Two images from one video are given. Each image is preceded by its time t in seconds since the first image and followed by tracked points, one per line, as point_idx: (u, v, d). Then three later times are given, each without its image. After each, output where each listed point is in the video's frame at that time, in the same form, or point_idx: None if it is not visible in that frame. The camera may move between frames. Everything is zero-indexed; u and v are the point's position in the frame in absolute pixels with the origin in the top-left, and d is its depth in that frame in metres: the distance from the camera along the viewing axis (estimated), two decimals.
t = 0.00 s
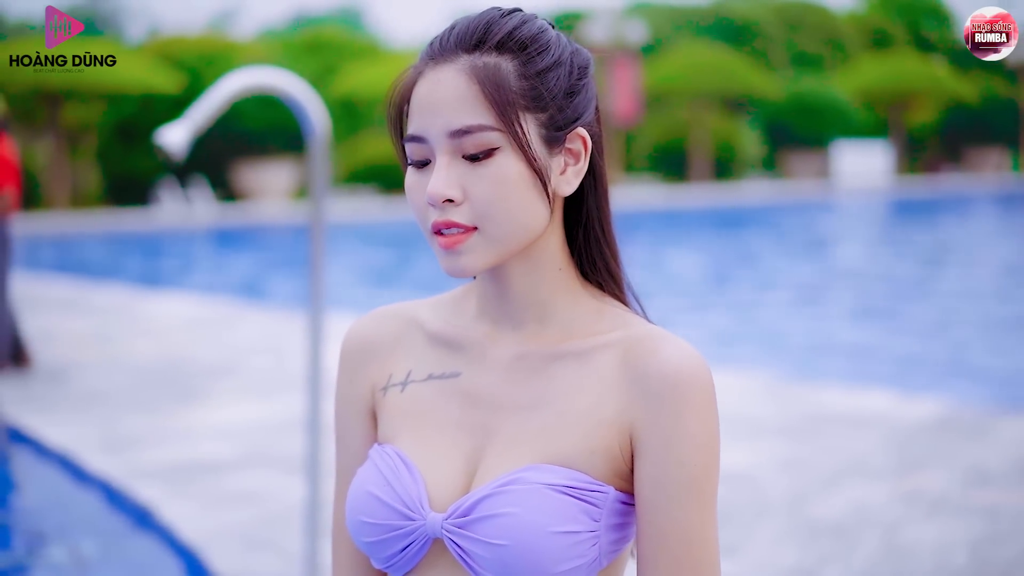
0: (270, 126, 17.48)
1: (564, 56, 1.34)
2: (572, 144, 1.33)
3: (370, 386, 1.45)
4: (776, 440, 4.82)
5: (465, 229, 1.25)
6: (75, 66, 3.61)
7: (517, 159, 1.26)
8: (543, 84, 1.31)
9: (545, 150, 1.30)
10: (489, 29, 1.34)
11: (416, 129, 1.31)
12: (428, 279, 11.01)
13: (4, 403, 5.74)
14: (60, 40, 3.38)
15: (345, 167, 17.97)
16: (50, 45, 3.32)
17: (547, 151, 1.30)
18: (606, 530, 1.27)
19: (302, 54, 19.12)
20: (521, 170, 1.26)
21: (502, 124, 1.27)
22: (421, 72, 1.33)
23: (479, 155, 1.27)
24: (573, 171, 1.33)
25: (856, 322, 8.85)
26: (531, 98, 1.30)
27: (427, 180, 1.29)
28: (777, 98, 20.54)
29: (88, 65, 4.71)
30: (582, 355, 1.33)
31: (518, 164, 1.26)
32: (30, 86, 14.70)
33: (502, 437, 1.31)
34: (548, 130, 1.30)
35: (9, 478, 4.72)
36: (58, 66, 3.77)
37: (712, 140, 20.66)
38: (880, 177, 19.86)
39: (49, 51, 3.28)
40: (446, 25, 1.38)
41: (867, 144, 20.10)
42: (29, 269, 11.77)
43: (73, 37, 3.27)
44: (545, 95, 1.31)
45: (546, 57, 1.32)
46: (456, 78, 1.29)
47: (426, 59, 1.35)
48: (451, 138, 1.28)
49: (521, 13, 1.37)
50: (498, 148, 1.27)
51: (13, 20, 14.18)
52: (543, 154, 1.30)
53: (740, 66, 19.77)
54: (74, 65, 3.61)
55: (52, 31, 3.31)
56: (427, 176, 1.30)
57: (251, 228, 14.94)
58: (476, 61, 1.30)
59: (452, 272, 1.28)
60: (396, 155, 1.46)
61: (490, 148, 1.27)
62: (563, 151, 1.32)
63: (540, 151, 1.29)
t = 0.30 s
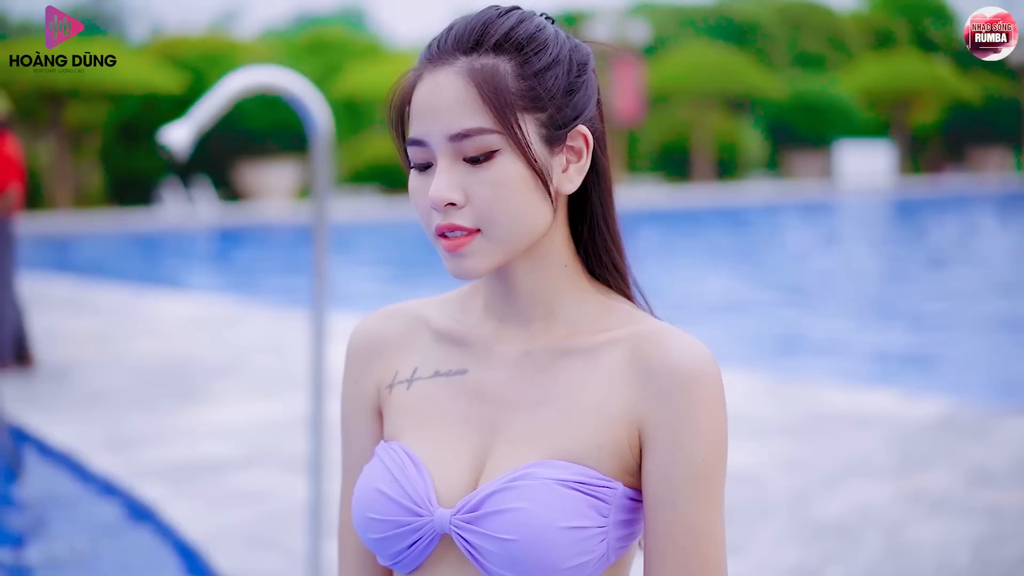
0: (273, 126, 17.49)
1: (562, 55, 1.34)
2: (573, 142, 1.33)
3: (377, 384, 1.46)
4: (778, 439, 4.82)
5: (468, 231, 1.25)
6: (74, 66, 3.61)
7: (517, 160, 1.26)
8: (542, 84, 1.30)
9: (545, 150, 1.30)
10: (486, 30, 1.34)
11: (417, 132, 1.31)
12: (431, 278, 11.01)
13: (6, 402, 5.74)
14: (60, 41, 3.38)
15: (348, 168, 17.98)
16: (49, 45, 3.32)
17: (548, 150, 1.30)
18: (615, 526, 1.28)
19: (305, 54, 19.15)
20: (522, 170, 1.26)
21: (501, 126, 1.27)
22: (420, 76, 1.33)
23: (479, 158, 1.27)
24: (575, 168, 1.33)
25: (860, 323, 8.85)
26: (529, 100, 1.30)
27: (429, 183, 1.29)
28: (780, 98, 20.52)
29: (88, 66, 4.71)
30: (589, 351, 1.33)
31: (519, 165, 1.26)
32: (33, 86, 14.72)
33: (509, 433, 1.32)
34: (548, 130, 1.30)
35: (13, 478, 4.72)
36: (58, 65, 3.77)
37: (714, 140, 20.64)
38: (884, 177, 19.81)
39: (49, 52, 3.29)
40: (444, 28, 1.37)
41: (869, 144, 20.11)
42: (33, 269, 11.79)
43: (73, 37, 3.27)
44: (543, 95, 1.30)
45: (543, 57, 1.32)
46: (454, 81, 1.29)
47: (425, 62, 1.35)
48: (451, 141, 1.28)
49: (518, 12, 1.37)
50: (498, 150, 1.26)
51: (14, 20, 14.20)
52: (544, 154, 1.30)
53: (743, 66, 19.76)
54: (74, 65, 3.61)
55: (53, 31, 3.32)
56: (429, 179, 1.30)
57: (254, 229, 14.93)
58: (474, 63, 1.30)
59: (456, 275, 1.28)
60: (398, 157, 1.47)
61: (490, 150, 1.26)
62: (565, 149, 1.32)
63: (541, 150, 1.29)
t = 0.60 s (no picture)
0: (277, 125, 17.53)
1: (559, 51, 1.32)
2: (575, 136, 1.32)
3: (387, 379, 1.47)
4: (782, 437, 4.83)
5: (472, 231, 1.24)
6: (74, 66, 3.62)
7: (517, 159, 1.25)
8: (538, 81, 1.29)
9: (545, 147, 1.29)
10: (482, 29, 1.32)
11: (418, 133, 1.29)
12: (437, 277, 11.05)
13: (11, 399, 5.76)
14: (60, 41, 3.40)
15: (353, 167, 17.99)
16: (49, 45, 3.33)
17: (548, 147, 1.29)
18: (624, 521, 1.29)
19: (310, 54, 19.21)
20: (523, 169, 1.25)
21: (500, 126, 1.25)
22: (418, 77, 1.32)
23: (479, 158, 1.25)
24: (578, 163, 1.31)
25: (865, 322, 8.86)
26: (526, 97, 1.28)
27: (432, 185, 1.28)
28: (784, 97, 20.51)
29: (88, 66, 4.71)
30: (600, 345, 1.34)
31: (520, 164, 1.24)
32: (38, 86, 14.78)
33: (518, 427, 1.33)
34: (548, 127, 1.29)
35: (19, 476, 4.74)
36: (58, 65, 3.77)
37: (718, 139, 20.65)
38: (888, 177, 19.81)
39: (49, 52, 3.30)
40: (440, 28, 1.36)
41: (874, 144, 20.12)
42: (39, 267, 11.85)
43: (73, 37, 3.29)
44: (541, 92, 1.29)
45: (538, 54, 1.30)
46: (452, 82, 1.28)
47: (423, 62, 1.33)
48: (451, 143, 1.27)
49: (513, 8, 1.35)
50: (497, 150, 1.25)
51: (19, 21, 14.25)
52: (544, 150, 1.28)
53: (746, 65, 19.77)
54: (74, 65, 3.62)
55: (53, 31, 3.33)
56: (431, 181, 1.29)
57: (259, 228, 14.96)
58: (470, 63, 1.29)
59: (461, 274, 1.27)
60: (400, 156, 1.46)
61: (490, 151, 1.25)
62: (566, 144, 1.31)
63: (541, 148, 1.28)
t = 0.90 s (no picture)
0: (280, 124, 17.52)
1: (557, 45, 1.30)
2: (576, 131, 1.29)
3: (394, 373, 1.47)
4: (784, 436, 4.84)
5: (475, 229, 1.22)
6: (74, 65, 3.62)
7: (516, 156, 1.22)
8: (536, 77, 1.26)
9: (545, 143, 1.26)
10: (479, 25, 1.30)
11: (419, 134, 1.27)
12: (442, 276, 11.05)
13: (15, 398, 5.76)
14: (60, 41, 3.40)
15: (356, 167, 18.02)
16: (49, 45, 3.34)
17: (548, 143, 1.26)
18: (631, 516, 1.29)
19: (314, 53, 19.23)
20: (522, 166, 1.22)
21: (497, 124, 1.23)
22: (417, 75, 1.30)
23: (479, 156, 1.23)
24: (580, 157, 1.29)
25: (871, 321, 8.86)
26: (525, 93, 1.25)
27: (434, 183, 1.26)
28: (787, 96, 20.50)
29: (88, 66, 4.71)
30: (607, 340, 1.34)
31: (520, 160, 1.22)
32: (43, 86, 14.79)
33: (525, 424, 1.33)
34: (547, 123, 1.26)
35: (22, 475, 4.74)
36: (58, 65, 3.77)
37: (722, 138, 20.66)
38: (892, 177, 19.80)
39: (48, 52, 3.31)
40: (438, 26, 1.34)
41: (877, 144, 20.13)
42: (43, 267, 11.85)
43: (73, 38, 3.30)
44: (539, 89, 1.26)
45: (536, 49, 1.28)
46: (450, 80, 1.25)
47: (422, 61, 1.31)
48: (450, 142, 1.24)
49: (511, 4, 1.33)
50: (497, 147, 1.23)
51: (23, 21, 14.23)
52: (544, 147, 1.26)
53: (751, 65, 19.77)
54: (74, 65, 3.63)
55: (52, 31, 3.33)
56: (433, 179, 1.27)
57: (264, 228, 14.98)
58: (467, 61, 1.26)
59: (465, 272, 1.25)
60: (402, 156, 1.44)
61: (489, 149, 1.23)
62: (567, 139, 1.28)
63: (541, 144, 1.25)
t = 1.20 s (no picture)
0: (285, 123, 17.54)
1: (556, 39, 1.29)
2: (577, 125, 1.28)
3: (401, 371, 1.48)
4: (789, 435, 4.84)
5: (476, 225, 1.23)
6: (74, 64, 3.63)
7: (516, 152, 1.22)
8: (535, 72, 1.26)
9: (546, 138, 1.26)
10: (478, 21, 1.30)
11: (420, 130, 1.28)
12: (448, 275, 11.06)
13: (18, 396, 5.79)
14: (60, 41, 3.41)
15: (361, 167, 18.02)
16: (50, 45, 3.35)
17: (549, 138, 1.26)
18: (637, 512, 1.30)
19: (319, 53, 19.27)
20: (523, 162, 1.22)
21: (497, 119, 1.23)
22: (418, 71, 1.30)
23: (478, 150, 1.23)
24: (581, 152, 1.28)
25: (877, 321, 8.84)
26: (523, 89, 1.25)
27: (435, 179, 1.27)
28: (792, 96, 20.47)
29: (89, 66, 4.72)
30: (613, 335, 1.35)
31: (520, 156, 1.22)
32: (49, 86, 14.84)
33: (531, 420, 1.34)
34: (548, 118, 1.26)
35: (27, 473, 4.76)
36: (58, 65, 3.78)
37: (727, 138, 20.63)
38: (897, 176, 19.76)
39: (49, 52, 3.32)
40: (438, 23, 1.34)
41: (882, 143, 20.10)
42: (49, 266, 11.89)
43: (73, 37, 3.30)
44: (538, 84, 1.26)
45: (535, 45, 1.28)
46: (448, 77, 1.26)
47: (422, 57, 1.31)
48: (451, 137, 1.24)
49: None
50: (496, 143, 1.23)
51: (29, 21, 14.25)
52: (545, 142, 1.26)
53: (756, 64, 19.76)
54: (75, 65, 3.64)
55: (53, 31, 3.34)
56: (434, 175, 1.27)
57: (269, 228, 14.99)
58: (466, 56, 1.26)
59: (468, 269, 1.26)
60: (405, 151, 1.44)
61: (489, 144, 1.23)
62: (568, 133, 1.28)
63: (541, 140, 1.25)
